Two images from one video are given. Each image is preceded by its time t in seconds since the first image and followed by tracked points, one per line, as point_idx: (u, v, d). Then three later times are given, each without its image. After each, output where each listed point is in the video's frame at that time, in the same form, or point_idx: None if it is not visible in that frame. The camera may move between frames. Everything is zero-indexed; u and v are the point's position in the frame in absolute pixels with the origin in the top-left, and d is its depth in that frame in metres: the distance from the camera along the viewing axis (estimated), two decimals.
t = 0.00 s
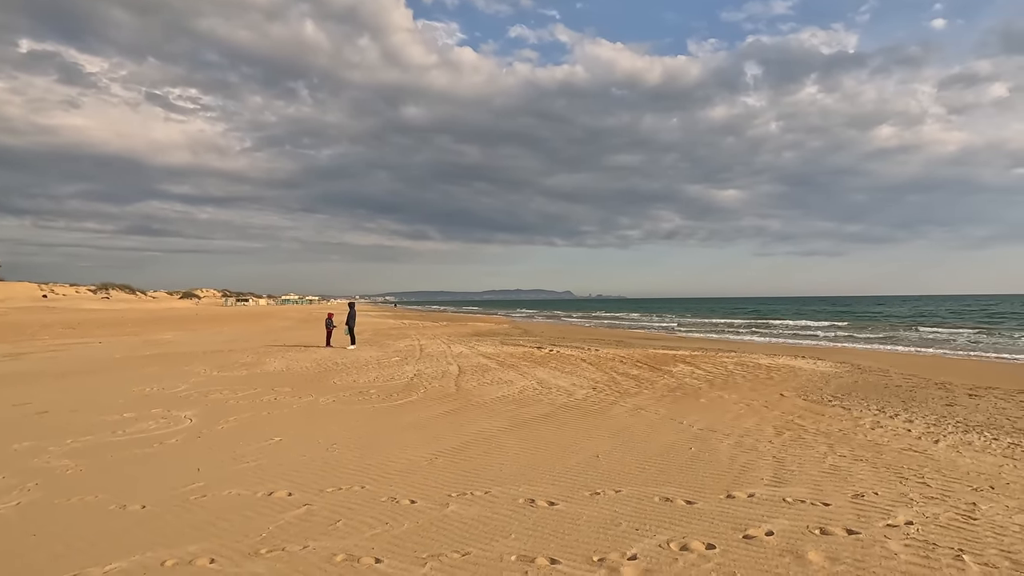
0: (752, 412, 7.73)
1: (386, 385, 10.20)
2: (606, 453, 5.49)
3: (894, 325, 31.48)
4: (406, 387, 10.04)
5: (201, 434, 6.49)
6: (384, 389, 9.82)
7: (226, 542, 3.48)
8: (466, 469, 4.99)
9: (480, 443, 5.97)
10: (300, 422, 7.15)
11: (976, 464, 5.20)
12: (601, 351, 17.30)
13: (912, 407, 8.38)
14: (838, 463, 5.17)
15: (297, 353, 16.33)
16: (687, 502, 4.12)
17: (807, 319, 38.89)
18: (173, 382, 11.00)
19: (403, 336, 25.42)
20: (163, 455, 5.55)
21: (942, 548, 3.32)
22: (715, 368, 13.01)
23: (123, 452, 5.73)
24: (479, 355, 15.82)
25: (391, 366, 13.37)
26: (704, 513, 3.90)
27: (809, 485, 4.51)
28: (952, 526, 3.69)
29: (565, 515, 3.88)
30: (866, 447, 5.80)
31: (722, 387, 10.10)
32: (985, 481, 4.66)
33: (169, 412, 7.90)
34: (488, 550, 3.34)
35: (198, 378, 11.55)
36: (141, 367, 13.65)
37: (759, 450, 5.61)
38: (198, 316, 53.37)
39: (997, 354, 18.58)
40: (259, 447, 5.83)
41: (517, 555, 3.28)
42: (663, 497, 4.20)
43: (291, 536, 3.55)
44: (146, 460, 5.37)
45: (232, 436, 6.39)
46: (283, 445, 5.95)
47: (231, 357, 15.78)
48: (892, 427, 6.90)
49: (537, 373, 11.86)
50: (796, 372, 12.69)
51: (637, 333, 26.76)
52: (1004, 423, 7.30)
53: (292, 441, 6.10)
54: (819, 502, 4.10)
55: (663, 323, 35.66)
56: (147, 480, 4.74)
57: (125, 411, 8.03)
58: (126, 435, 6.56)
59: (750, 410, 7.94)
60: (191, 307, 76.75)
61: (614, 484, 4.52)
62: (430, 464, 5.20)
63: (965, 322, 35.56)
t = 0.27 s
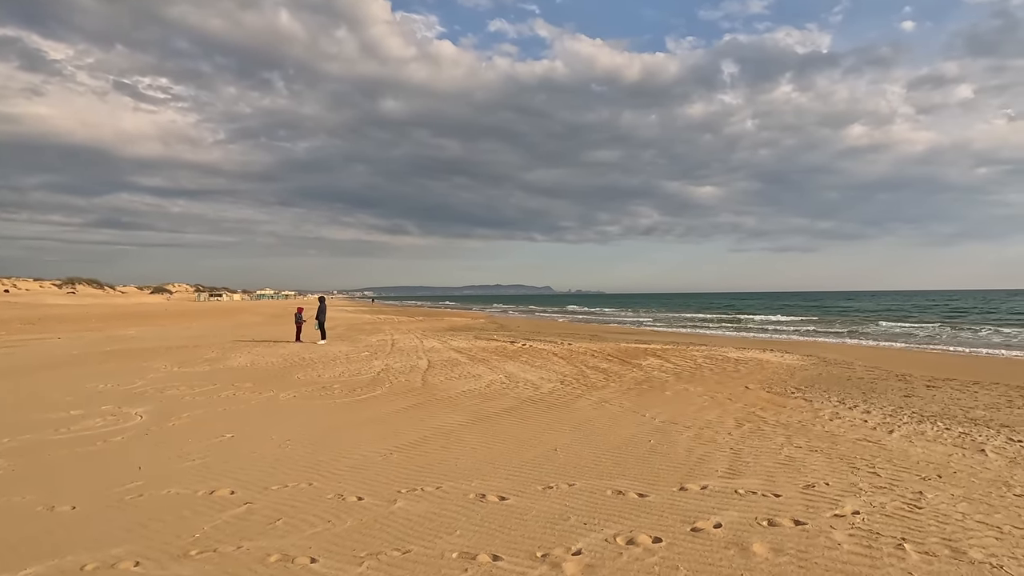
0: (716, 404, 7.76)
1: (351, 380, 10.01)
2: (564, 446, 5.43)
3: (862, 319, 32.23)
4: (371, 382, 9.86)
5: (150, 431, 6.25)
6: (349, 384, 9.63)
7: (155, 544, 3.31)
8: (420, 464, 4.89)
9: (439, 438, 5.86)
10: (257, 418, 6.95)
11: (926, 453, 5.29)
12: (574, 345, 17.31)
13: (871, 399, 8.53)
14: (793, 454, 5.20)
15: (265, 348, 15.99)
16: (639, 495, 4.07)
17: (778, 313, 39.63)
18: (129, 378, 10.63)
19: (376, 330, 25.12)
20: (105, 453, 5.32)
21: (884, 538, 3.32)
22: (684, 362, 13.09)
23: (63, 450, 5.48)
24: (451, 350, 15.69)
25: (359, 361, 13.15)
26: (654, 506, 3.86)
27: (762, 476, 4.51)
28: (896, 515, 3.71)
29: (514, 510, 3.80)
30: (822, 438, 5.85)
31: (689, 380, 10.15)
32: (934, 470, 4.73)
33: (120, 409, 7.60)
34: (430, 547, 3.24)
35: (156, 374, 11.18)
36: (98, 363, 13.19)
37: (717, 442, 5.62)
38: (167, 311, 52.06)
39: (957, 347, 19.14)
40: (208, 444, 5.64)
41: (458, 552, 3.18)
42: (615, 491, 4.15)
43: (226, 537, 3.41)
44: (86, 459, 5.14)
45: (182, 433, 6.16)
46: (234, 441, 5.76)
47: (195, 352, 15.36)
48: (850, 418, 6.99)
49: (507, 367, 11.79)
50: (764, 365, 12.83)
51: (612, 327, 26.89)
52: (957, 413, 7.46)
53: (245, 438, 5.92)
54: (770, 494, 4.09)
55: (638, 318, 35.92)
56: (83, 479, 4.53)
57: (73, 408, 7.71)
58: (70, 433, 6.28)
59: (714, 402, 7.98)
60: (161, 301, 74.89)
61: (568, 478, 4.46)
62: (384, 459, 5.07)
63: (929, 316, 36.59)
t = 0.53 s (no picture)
0: (681, 404, 7.78)
1: (315, 381, 9.79)
2: (524, 450, 5.36)
3: (831, 317, 32.92)
4: (336, 383, 9.67)
5: (96, 437, 5.99)
6: (313, 385, 9.42)
7: (80, 560, 3.14)
8: (374, 470, 4.77)
9: (397, 441, 5.74)
10: (211, 422, 6.73)
11: (881, 452, 5.35)
12: (547, 344, 17.30)
13: (833, 397, 8.66)
14: (751, 454, 5.21)
15: (231, 349, 15.59)
16: (593, 499, 4.01)
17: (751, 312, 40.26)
18: (83, 380, 10.22)
19: (349, 329, 24.78)
20: (43, 462, 5.07)
21: (831, 540, 3.32)
22: (654, 360, 13.15)
23: None
24: (422, 349, 15.52)
25: (326, 361, 12.91)
26: (607, 510, 3.81)
27: (718, 477, 4.50)
28: (845, 517, 3.72)
29: (465, 517, 3.71)
30: (781, 438, 5.89)
31: (657, 379, 10.19)
32: (886, 470, 4.78)
33: (68, 413, 7.29)
34: (372, 559, 3.14)
35: (113, 376, 10.79)
36: (53, 364, 12.69)
37: (678, 442, 5.61)
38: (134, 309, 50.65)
39: (920, 345, 19.66)
40: (156, 450, 5.42)
41: (400, 563, 3.09)
42: (569, 495, 4.09)
43: (158, 551, 3.26)
44: (21, 467, 4.89)
45: (129, 438, 5.93)
46: (184, 447, 5.56)
47: (157, 353, 14.90)
48: (811, 416, 7.07)
49: (476, 367, 11.68)
50: (732, 363, 12.97)
51: (587, 326, 26.96)
52: (914, 411, 7.61)
53: (195, 443, 5.71)
54: (724, 496, 4.08)
55: (613, 316, 36.14)
56: (14, 490, 4.30)
57: (18, 413, 7.37)
58: (9, 439, 5.99)
59: (679, 401, 8.00)
60: (129, 299, 72.88)
61: (523, 482, 4.39)
62: (337, 464, 4.93)
63: (896, 314, 37.60)
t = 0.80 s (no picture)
0: (636, 400, 7.83)
1: (268, 381, 9.54)
2: (471, 447, 5.30)
3: (792, 315, 33.80)
4: (290, 382, 9.43)
5: (22, 441, 5.69)
6: (265, 385, 9.17)
7: None
8: (314, 470, 4.65)
9: (343, 441, 5.61)
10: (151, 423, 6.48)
11: (821, 445, 5.48)
12: (512, 342, 17.26)
13: (783, 391, 8.85)
14: (695, 449, 5.26)
15: (185, 348, 15.09)
16: (533, 495, 3.99)
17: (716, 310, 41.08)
18: (19, 382, 9.71)
19: (312, 328, 24.30)
20: None
21: (760, 531, 3.36)
22: (615, 357, 13.26)
23: None
24: (385, 348, 15.31)
25: (284, 360, 12.61)
26: (544, 506, 3.78)
27: (660, 472, 4.52)
28: (777, 508, 3.78)
29: (399, 517, 3.64)
30: (727, 432, 5.97)
31: (616, 375, 10.25)
32: (823, 461, 4.89)
33: None
34: (295, 562, 3.04)
35: (54, 377, 10.29)
36: None
37: (626, 438, 5.63)
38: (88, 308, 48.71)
39: (873, 341, 20.33)
40: (86, 454, 5.18)
41: (324, 565, 3.00)
42: (509, 492, 4.05)
43: (67, 559, 3.09)
44: None
45: (58, 441, 5.65)
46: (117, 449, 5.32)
47: (105, 353, 14.30)
48: (759, 410, 7.20)
49: (437, 365, 11.56)
50: (691, 359, 13.16)
51: (555, 324, 27.04)
52: (858, 404, 7.83)
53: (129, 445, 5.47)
54: (663, 489, 4.10)
55: (581, 314, 36.37)
56: None
57: None
58: None
59: (634, 397, 8.06)
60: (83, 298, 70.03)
61: (464, 480, 4.34)
62: (276, 465, 4.79)
63: (853, 312, 38.87)
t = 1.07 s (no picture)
0: (576, 395, 7.88)
1: (200, 381, 9.14)
2: (401, 447, 5.20)
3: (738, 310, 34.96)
4: (223, 382, 9.05)
5: None
6: (195, 385, 8.77)
7: None
8: (231, 474, 4.46)
9: (268, 443, 5.40)
10: (62, 427, 6.08)
11: (745, 437, 5.65)
12: (463, 338, 17.15)
13: (719, 385, 9.11)
14: (625, 443, 5.33)
15: (115, 347, 14.30)
16: (455, 495, 3.94)
17: (667, 304, 42.12)
18: None
19: (258, 325, 23.50)
20: None
21: (673, 525, 3.42)
22: (563, 353, 13.36)
23: None
24: (330, 345, 14.94)
25: (221, 359, 12.11)
26: (465, 507, 3.74)
27: (586, 468, 4.56)
28: (693, 500, 3.86)
29: (312, 522, 3.52)
30: (659, 426, 6.09)
31: (561, 371, 10.32)
32: (744, 453, 5.05)
33: None
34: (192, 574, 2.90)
35: None
36: None
37: (559, 433, 5.66)
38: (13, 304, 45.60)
39: (811, 334, 21.26)
40: None
41: None
42: (432, 492, 3.99)
43: None
44: None
45: None
46: (17, 457, 4.96)
47: (24, 352, 13.37)
48: (693, 403, 7.38)
49: (381, 362, 11.35)
50: (637, 354, 13.40)
51: (509, 319, 27.07)
52: (787, 396, 8.15)
53: (32, 453, 5.11)
54: (586, 485, 4.13)
55: (536, 309, 36.56)
56: None
57: None
58: None
59: (574, 393, 8.12)
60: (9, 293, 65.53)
61: (388, 481, 4.25)
62: (191, 470, 4.57)
63: (795, 306, 40.61)
